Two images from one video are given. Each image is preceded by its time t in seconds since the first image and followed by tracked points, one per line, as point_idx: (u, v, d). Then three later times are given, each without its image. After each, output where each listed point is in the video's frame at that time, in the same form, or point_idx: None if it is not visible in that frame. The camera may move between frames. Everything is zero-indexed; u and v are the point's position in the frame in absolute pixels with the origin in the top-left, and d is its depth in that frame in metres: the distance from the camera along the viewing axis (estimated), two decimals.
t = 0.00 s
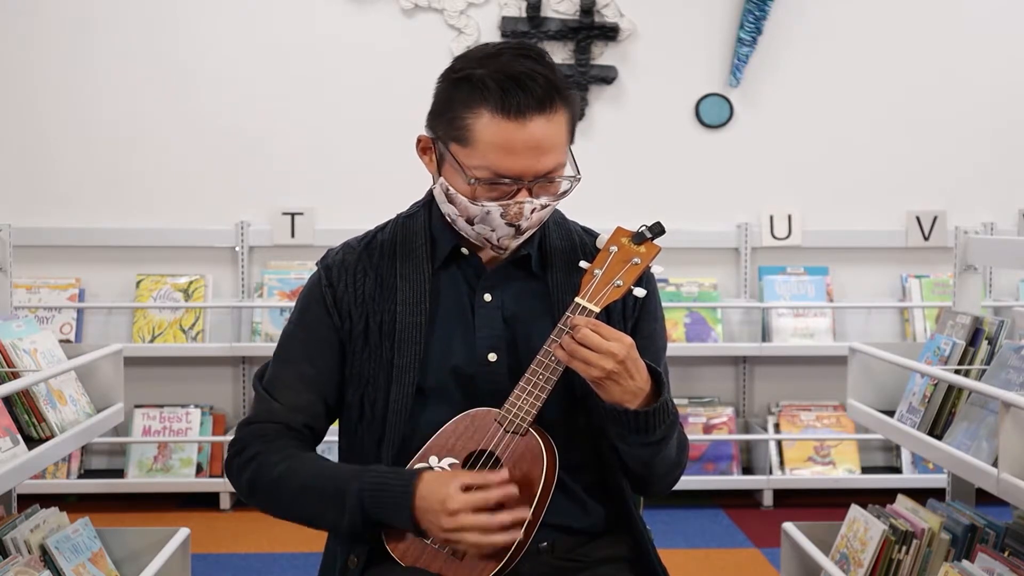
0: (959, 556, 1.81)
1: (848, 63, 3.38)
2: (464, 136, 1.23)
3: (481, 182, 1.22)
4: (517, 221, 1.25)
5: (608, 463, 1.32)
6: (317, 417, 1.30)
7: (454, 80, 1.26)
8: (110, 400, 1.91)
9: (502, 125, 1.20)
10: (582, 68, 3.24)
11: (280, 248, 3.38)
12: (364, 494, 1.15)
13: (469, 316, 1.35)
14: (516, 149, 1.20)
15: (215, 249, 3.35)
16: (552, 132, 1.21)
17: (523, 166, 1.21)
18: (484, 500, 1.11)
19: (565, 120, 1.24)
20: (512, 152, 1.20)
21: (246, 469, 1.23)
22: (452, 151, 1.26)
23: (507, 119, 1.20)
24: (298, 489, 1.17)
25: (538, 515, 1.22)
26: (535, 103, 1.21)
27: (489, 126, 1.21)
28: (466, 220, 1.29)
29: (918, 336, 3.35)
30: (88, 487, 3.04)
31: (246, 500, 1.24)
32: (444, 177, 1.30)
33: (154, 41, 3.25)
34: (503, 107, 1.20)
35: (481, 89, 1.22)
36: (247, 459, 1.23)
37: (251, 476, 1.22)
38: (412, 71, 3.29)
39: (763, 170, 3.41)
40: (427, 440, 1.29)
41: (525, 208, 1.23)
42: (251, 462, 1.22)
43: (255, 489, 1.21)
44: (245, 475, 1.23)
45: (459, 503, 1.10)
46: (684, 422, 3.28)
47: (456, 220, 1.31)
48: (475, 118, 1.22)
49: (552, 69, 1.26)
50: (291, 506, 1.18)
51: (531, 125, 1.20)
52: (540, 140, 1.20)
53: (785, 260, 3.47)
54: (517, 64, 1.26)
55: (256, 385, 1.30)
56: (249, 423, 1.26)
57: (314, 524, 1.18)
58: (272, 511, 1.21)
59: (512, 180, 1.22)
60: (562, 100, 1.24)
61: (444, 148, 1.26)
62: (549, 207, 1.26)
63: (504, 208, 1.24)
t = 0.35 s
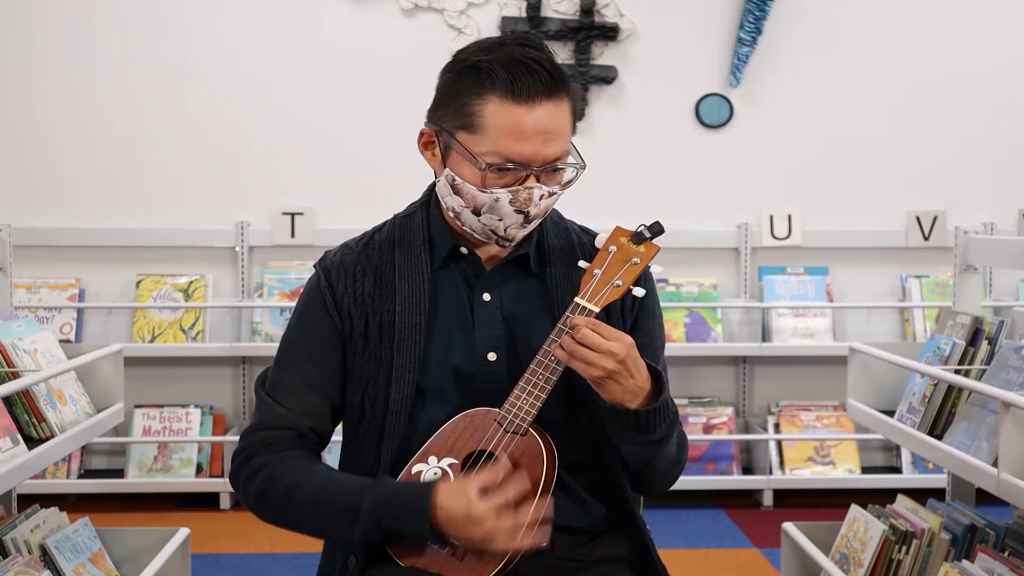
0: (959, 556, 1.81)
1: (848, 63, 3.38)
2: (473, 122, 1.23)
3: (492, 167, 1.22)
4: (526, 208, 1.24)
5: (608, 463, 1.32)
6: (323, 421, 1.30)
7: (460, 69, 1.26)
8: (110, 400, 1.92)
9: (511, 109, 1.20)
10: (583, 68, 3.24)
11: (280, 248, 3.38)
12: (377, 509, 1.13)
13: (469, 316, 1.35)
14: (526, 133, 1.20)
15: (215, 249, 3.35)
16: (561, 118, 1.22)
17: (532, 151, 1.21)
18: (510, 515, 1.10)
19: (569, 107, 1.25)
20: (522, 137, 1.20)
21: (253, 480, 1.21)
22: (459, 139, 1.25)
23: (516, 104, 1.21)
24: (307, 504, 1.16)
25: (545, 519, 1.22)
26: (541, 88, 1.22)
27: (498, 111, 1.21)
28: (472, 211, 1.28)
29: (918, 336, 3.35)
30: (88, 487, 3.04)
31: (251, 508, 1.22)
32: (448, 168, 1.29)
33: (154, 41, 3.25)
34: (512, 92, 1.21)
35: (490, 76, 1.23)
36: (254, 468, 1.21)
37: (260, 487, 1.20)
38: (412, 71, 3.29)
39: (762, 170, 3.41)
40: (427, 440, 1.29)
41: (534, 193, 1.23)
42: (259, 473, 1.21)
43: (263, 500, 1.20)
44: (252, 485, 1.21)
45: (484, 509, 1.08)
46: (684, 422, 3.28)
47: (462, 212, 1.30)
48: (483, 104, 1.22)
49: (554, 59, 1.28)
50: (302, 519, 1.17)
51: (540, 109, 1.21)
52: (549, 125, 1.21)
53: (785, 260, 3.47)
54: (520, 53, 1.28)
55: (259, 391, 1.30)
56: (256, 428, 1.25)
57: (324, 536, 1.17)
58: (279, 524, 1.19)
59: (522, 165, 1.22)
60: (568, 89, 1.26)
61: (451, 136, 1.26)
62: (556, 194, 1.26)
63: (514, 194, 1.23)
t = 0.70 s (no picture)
0: (959, 556, 1.81)
1: (848, 63, 3.38)
2: (476, 116, 1.23)
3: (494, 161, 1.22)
4: (526, 202, 1.24)
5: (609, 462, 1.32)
6: (313, 416, 1.30)
7: (464, 63, 1.27)
8: (110, 400, 1.91)
9: (514, 104, 1.21)
10: (582, 68, 3.24)
11: (280, 248, 3.38)
12: (367, 462, 1.17)
13: (469, 315, 1.35)
14: (528, 128, 1.21)
15: (215, 249, 3.35)
16: (564, 113, 1.22)
17: (534, 146, 1.21)
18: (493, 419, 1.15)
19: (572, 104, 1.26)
20: (524, 131, 1.21)
21: (246, 467, 1.23)
22: (461, 133, 1.25)
23: (519, 99, 1.21)
24: (300, 473, 1.19)
25: (539, 514, 1.21)
26: (545, 84, 1.22)
27: (501, 105, 1.21)
28: (472, 205, 1.28)
29: (918, 336, 3.35)
30: (88, 488, 3.04)
31: (248, 497, 1.24)
32: (450, 162, 1.29)
33: (154, 40, 3.25)
34: (515, 87, 1.21)
35: (493, 70, 1.23)
36: (246, 455, 1.23)
37: (252, 471, 1.22)
38: (412, 72, 3.29)
39: (762, 170, 3.41)
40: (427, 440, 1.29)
41: (535, 187, 1.23)
42: (251, 458, 1.23)
43: (258, 484, 1.22)
44: (246, 471, 1.23)
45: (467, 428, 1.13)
46: (684, 422, 3.28)
47: (462, 206, 1.30)
48: (487, 98, 1.22)
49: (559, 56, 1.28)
50: (297, 493, 1.20)
51: (543, 104, 1.21)
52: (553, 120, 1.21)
53: (785, 260, 3.47)
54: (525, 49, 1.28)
55: (254, 387, 1.30)
56: (248, 422, 1.26)
57: (321, 504, 1.20)
58: (277, 503, 1.22)
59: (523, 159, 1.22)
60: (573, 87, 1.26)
61: (453, 130, 1.26)
62: (556, 190, 1.26)
63: (515, 188, 1.23)
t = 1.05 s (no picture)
0: (959, 556, 1.81)
1: (847, 63, 3.38)
2: (460, 133, 1.23)
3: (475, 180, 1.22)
4: (510, 217, 1.25)
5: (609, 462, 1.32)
6: (321, 418, 1.30)
7: (454, 77, 1.25)
8: (110, 400, 1.91)
9: (497, 123, 1.20)
10: (582, 68, 3.24)
11: (280, 248, 3.38)
12: (371, 460, 1.15)
13: (469, 315, 1.35)
14: (511, 147, 1.20)
15: (215, 249, 3.35)
16: (548, 133, 1.21)
17: (516, 164, 1.21)
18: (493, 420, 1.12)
19: (562, 119, 1.23)
20: (507, 152, 1.20)
21: (253, 475, 1.22)
22: (448, 148, 1.26)
23: (503, 118, 1.20)
24: (305, 476, 1.18)
25: (540, 512, 1.22)
26: (531, 102, 1.20)
27: (484, 124, 1.20)
28: (459, 216, 1.29)
29: (918, 336, 3.35)
30: (88, 488, 3.04)
31: (255, 504, 1.23)
32: (439, 173, 1.30)
33: (154, 40, 3.25)
34: (500, 106, 1.20)
35: (480, 88, 1.22)
36: (253, 461, 1.23)
37: (260, 478, 1.21)
38: (411, 72, 3.29)
39: (762, 170, 3.41)
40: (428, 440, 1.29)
41: (518, 205, 1.23)
42: (258, 463, 1.22)
43: (265, 488, 1.21)
44: (253, 477, 1.22)
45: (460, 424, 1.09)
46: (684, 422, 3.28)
47: (451, 215, 1.31)
48: (471, 116, 1.21)
49: (552, 69, 1.26)
50: (305, 495, 1.18)
51: (527, 124, 1.19)
52: (536, 140, 1.20)
53: (785, 260, 3.47)
54: (516, 63, 1.25)
55: (259, 391, 1.30)
56: (256, 428, 1.25)
57: (327, 508, 1.19)
58: (284, 508, 1.21)
59: (505, 178, 1.22)
60: (562, 101, 1.24)
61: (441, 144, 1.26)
62: (542, 205, 1.25)
63: (497, 205, 1.23)
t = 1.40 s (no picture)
0: (959, 556, 1.81)
1: (848, 63, 3.38)
2: (446, 143, 1.22)
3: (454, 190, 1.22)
4: (488, 228, 1.25)
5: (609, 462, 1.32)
6: (320, 420, 1.29)
7: (447, 85, 1.25)
8: (110, 400, 1.92)
9: (481, 137, 1.19)
10: (582, 68, 3.24)
11: (280, 248, 3.38)
12: (380, 509, 1.14)
13: (468, 316, 1.35)
14: (492, 161, 1.20)
15: (215, 249, 3.35)
16: (530, 149, 1.20)
17: (496, 178, 1.21)
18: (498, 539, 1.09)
19: (549, 136, 1.22)
20: (487, 165, 1.20)
21: (252, 483, 1.22)
22: (435, 155, 1.26)
23: (487, 132, 1.19)
24: (309, 502, 1.17)
25: (540, 512, 1.23)
26: (516, 119, 1.19)
27: (468, 137, 1.20)
28: (443, 221, 1.30)
29: (918, 336, 3.35)
30: (88, 488, 3.04)
31: (251, 508, 1.22)
32: (428, 178, 1.30)
33: (154, 41, 3.25)
34: (483, 119, 1.19)
35: (466, 98, 1.21)
36: (254, 468, 1.22)
37: (259, 488, 1.21)
38: (411, 72, 3.29)
39: (762, 170, 3.41)
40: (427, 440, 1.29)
41: (495, 217, 1.23)
42: (261, 472, 1.21)
43: (263, 500, 1.20)
44: (253, 484, 1.21)
45: (471, 526, 1.08)
46: (684, 422, 3.28)
47: (438, 219, 1.32)
48: (457, 128, 1.21)
49: (545, 85, 1.24)
50: (302, 519, 1.18)
51: (511, 140, 1.19)
52: (518, 156, 1.19)
53: (785, 260, 3.46)
54: (509, 76, 1.24)
55: (258, 391, 1.30)
56: (255, 428, 1.25)
57: (324, 535, 1.18)
58: (280, 522, 1.20)
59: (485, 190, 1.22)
60: (550, 116, 1.22)
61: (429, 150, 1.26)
62: (523, 219, 1.25)
63: (475, 215, 1.24)
